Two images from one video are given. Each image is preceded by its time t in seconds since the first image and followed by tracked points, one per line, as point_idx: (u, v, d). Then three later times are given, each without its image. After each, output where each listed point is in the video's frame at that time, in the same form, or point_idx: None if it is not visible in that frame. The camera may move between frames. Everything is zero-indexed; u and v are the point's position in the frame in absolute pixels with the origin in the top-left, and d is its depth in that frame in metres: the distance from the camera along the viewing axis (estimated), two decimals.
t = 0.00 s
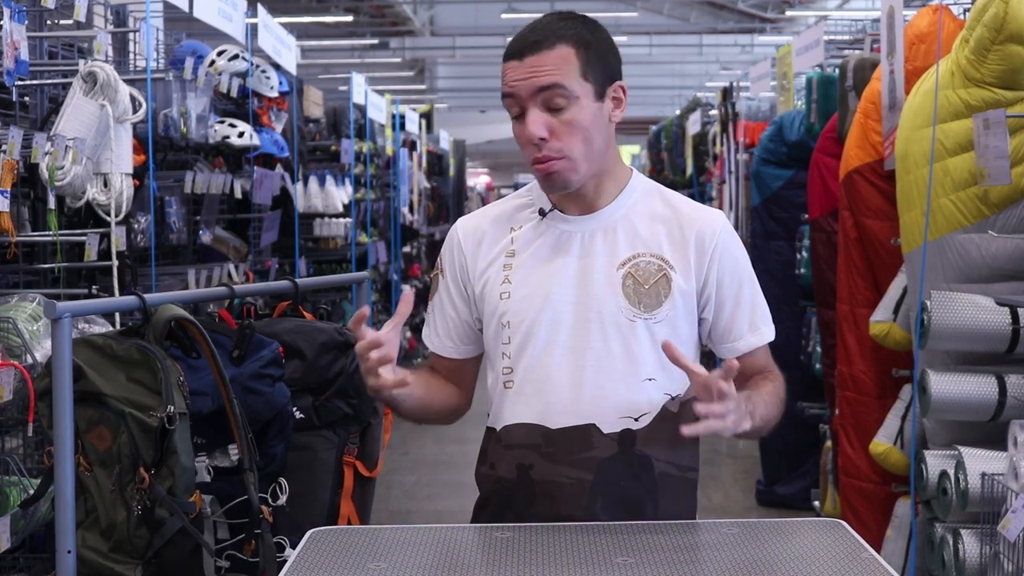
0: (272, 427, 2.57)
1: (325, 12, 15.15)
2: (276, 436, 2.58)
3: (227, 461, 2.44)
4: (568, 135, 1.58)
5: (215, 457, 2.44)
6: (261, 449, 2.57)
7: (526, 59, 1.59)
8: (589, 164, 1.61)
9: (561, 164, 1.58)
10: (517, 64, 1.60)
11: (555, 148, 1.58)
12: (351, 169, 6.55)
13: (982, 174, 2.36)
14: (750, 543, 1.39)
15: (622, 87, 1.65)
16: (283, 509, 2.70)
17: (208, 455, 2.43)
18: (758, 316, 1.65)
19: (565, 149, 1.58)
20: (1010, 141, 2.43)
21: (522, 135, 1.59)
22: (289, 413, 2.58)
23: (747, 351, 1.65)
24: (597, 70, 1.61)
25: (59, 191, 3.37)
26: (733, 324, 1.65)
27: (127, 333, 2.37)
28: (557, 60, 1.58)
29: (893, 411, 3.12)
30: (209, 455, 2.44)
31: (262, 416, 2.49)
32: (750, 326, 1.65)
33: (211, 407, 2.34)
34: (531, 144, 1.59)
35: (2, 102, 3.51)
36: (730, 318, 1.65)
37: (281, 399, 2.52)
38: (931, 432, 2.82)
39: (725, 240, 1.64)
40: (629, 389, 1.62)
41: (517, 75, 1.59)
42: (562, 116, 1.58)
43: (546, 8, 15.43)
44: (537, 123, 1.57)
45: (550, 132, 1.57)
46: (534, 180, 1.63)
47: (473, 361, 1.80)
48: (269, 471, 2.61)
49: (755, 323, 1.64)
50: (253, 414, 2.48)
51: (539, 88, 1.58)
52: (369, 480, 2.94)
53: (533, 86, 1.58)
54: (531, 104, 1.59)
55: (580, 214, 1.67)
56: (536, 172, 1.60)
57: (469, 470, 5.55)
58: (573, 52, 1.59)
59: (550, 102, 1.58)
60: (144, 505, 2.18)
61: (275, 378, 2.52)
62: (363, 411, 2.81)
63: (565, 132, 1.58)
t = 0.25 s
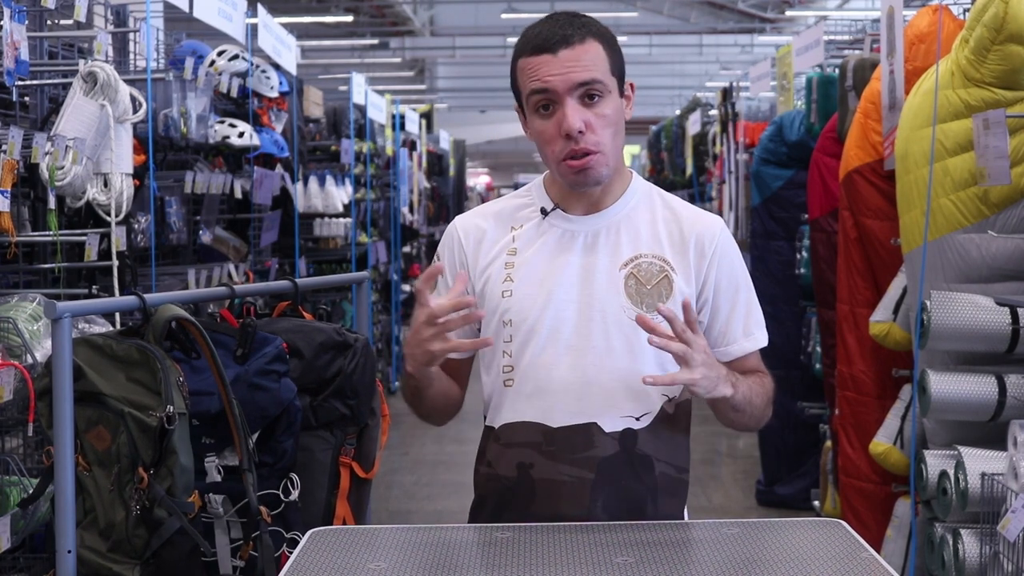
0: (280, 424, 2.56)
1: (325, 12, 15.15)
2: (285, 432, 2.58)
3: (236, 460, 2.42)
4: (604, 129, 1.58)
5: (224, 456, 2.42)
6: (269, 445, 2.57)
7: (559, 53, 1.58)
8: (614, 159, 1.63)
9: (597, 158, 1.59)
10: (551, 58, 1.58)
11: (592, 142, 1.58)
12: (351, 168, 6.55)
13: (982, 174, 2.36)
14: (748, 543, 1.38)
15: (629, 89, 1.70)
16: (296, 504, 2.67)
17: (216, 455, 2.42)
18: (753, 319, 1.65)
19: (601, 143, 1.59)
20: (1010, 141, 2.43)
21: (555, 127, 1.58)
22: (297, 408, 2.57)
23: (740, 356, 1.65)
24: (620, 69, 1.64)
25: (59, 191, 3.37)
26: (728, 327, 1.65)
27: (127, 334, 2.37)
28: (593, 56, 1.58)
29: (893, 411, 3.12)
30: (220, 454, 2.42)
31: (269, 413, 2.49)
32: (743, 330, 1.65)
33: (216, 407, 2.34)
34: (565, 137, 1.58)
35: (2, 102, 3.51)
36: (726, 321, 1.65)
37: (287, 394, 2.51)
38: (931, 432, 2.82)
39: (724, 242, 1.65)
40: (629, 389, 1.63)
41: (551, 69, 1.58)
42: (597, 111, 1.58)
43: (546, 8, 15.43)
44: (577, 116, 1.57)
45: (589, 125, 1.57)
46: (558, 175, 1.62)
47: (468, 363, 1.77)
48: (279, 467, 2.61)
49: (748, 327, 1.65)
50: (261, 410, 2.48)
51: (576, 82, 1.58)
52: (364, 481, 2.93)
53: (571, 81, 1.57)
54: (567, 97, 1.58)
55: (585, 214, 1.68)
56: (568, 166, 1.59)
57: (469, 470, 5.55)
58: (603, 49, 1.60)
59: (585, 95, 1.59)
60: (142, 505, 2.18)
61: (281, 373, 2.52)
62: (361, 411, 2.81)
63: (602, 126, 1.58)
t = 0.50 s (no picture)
0: (279, 426, 2.56)
1: (325, 11, 15.14)
2: (284, 434, 2.57)
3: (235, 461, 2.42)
4: (614, 129, 1.59)
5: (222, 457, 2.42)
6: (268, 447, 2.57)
7: (584, 46, 1.59)
8: (617, 163, 1.63)
9: (603, 156, 1.58)
10: (574, 50, 1.59)
11: (601, 137, 1.58)
12: (351, 168, 6.55)
13: (982, 174, 2.36)
14: (748, 543, 1.39)
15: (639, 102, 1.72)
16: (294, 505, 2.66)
17: (215, 456, 2.41)
18: (748, 320, 1.66)
19: (610, 142, 1.59)
20: (1010, 141, 2.42)
21: (566, 118, 1.58)
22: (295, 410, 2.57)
23: (729, 358, 1.65)
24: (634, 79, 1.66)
25: (59, 191, 3.38)
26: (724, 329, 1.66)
27: (127, 334, 2.37)
28: (615, 56, 1.60)
29: (893, 411, 3.12)
30: (219, 455, 2.42)
31: (267, 415, 2.49)
32: (734, 334, 1.65)
33: (216, 409, 2.34)
34: (575, 128, 1.58)
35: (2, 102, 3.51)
36: (716, 323, 1.66)
37: (286, 397, 2.51)
38: (931, 432, 2.82)
39: (720, 243, 1.66)
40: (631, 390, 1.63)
41: (574, 61, 1.59)
42: (610, 110, 1.59)
43: (546, 8, 15.42)
44: (590, 111, 1.58)
45: (600, 122, 1.57)
46: (561, 169, 1.60)
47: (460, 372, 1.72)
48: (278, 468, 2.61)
49: (744, 328, 1.65)
50: (259, 413, 2.48)
51: (595, 77, 1.59)
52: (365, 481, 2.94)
53: (591, 75, 1.59)
54: (584, 90, 1.59)
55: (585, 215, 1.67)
56: (573, 158, 1.58)
57: (469, 470, 5.55)
58: (624, 53, 1.62)
59: (601, 93, 1.60)
60: (143, 505, 2.18)
61: (279, 376, 2.52)
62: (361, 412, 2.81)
63: (612, 125, 1.58)
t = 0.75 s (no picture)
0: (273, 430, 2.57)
1: (325, 12, 15.14)
2: (275, 439, 2.58)
3: (227, 463, 2.43)
4: (617, 127, 1.59)
5: (214, 459, 2.43)
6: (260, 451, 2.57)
7: (594, 41, 1.59)
8: (617, 161, 1.63)
9: (603, 152, 1.59)
10: (584, 44, 1.59)
11: (603, 134, 1.58)
12: (351, 168, 6.55)
13: (982, 174, 2.36)
14: (751, 543, 1.38)
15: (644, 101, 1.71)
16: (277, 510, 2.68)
17: (207, 457, 2.42)
18: (746, 318, 1.66)
19: (611, 139, 1.59)
20: (1010, 141, 2.42)
21: (570, 111, 1.58)
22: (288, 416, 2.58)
23: (722, 356, 1.66)
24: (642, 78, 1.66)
25: (59, 191, 3.38)
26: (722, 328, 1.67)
27: (127, 334, 2.37)
28: (623, 53, 1.60)
29: (893, 411, 3.12)
30: (210, 456, 2.42)
31: (261, 419, 2.49)
32: (728, 330, 1.65)
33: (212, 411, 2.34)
34: (578, 122, 1.58)
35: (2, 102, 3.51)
36: (711, 319, 1.66)
37: (280, 402, 2.52)
38: (931, 432, 2.82)
39: (718, 242, 1.66)
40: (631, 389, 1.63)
41: (582, 55, 1.59)
42: (614, 107, 1.59)
43: (546, 8, 15.42)
44: (594, 106, 1.58)
45: (603, 118, 1.58)
46: (559, 163, 1.61)
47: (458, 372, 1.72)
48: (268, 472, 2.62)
49: (742, 327, 1.65)
50: (253, 417, 2.48)
51: (602, 73, 1.59)
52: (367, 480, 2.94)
53: (599, 70, 1.59)
54: (590, 85, 1.59)
55: (584, 212, 1.67)
56: (573, 152, 1.59)
57: (469, 470, 5.55)
58: (632, 51, 1.62)
59: (607, 89, 1.60)
60: (146, 505, 2.18)
61: (275, 381, 2.52)
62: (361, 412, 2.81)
63: (616, 123, 1.59)
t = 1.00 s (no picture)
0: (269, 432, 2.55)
1: (325, 11, 15.15)
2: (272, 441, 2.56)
3: (221, 464, 2.40)
4: (612, 121, 1.59)
5: (208, 460, 2.40)
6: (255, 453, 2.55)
7: (592, 34, 1.60)
8: (611, 155, 1.63)
9: (596, 144, 1.58)
10: (582, 36, 1.60)
11: (596, 126, 1.58)
12: (351, 168, 6.55)
13: (982, 174, 2.36)
14: (751, 543, 1.39)
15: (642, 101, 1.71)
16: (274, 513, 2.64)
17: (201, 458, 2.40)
18: (744, 319, 1.67)
19: (605, 131, 1.58)
20: (1010, 141, 2.42)
21: (565, 102, 1.58)
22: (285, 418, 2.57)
23: (729, 355, 1.67)
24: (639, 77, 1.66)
25: (59, 191, 3.38)
26: (721, 329, 1.67)
27: (127, 334, 2.37)
28: (621, 48, 1.61)
29: (893, 411, 3.12)
30: (204, 457, 2.40)
31: (257, 421, 2.49)
32: (733, 331, 1.67)
33: (208, 411, 2.34)
34: (572, 113, 1.58)
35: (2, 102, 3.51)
36: (716, 320, 1.68)
37: (276, 405, 2.52)
38: (931, 432, 2.82)
39: (716, 242, 1.67)
40: (630, 390, 1.63)
41: (579, 46, 1.59)
42: (609, 101, 1.59)
43: (546, 8, 15.43)
44: (589, 98, 1.58)
45: (598, 109, 1.57)
46: (553, 155, 1.61)
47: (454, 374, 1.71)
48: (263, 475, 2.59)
49: (741, 327, 1.67)
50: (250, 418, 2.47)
51: (598, 65, 1.59)
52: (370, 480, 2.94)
53: (596, 63, 1.59)
54: (586, 77, 1.59)
55: (580, 212, 1.68)
56: (566, 142, 1.58)
57: (468, 470, 5.55)
58: (631, 48, 1.63)
59: (603, 83, 1.60)
60: (147, 505, 2.18)
61: (272, 383, 2.52)
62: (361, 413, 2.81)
63: (610, 116, 1.59)
